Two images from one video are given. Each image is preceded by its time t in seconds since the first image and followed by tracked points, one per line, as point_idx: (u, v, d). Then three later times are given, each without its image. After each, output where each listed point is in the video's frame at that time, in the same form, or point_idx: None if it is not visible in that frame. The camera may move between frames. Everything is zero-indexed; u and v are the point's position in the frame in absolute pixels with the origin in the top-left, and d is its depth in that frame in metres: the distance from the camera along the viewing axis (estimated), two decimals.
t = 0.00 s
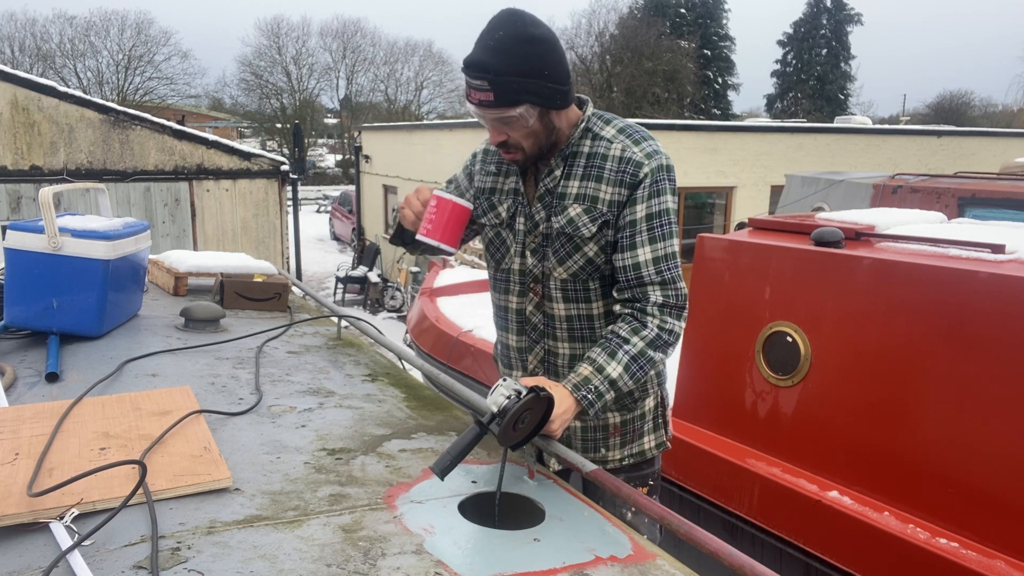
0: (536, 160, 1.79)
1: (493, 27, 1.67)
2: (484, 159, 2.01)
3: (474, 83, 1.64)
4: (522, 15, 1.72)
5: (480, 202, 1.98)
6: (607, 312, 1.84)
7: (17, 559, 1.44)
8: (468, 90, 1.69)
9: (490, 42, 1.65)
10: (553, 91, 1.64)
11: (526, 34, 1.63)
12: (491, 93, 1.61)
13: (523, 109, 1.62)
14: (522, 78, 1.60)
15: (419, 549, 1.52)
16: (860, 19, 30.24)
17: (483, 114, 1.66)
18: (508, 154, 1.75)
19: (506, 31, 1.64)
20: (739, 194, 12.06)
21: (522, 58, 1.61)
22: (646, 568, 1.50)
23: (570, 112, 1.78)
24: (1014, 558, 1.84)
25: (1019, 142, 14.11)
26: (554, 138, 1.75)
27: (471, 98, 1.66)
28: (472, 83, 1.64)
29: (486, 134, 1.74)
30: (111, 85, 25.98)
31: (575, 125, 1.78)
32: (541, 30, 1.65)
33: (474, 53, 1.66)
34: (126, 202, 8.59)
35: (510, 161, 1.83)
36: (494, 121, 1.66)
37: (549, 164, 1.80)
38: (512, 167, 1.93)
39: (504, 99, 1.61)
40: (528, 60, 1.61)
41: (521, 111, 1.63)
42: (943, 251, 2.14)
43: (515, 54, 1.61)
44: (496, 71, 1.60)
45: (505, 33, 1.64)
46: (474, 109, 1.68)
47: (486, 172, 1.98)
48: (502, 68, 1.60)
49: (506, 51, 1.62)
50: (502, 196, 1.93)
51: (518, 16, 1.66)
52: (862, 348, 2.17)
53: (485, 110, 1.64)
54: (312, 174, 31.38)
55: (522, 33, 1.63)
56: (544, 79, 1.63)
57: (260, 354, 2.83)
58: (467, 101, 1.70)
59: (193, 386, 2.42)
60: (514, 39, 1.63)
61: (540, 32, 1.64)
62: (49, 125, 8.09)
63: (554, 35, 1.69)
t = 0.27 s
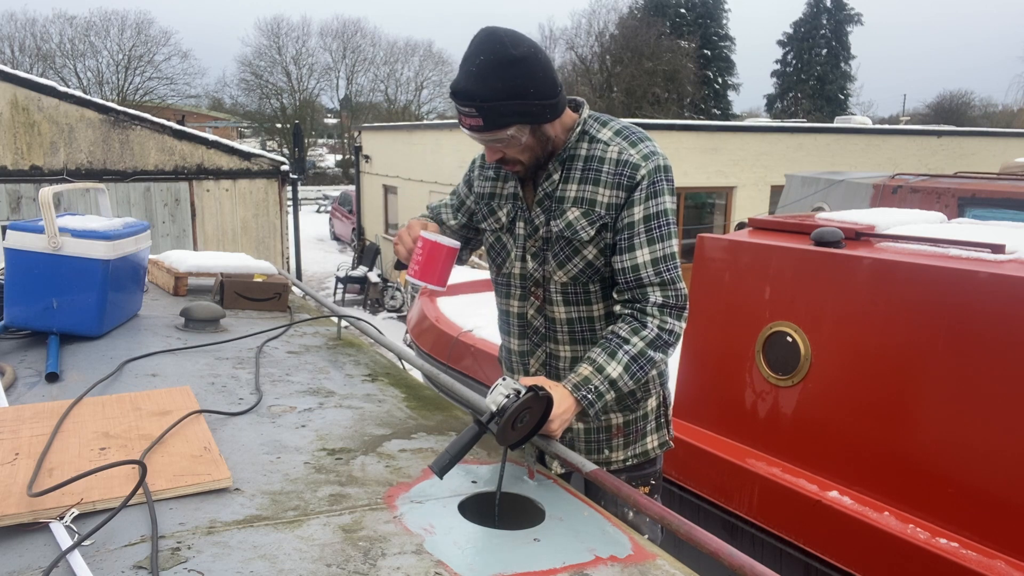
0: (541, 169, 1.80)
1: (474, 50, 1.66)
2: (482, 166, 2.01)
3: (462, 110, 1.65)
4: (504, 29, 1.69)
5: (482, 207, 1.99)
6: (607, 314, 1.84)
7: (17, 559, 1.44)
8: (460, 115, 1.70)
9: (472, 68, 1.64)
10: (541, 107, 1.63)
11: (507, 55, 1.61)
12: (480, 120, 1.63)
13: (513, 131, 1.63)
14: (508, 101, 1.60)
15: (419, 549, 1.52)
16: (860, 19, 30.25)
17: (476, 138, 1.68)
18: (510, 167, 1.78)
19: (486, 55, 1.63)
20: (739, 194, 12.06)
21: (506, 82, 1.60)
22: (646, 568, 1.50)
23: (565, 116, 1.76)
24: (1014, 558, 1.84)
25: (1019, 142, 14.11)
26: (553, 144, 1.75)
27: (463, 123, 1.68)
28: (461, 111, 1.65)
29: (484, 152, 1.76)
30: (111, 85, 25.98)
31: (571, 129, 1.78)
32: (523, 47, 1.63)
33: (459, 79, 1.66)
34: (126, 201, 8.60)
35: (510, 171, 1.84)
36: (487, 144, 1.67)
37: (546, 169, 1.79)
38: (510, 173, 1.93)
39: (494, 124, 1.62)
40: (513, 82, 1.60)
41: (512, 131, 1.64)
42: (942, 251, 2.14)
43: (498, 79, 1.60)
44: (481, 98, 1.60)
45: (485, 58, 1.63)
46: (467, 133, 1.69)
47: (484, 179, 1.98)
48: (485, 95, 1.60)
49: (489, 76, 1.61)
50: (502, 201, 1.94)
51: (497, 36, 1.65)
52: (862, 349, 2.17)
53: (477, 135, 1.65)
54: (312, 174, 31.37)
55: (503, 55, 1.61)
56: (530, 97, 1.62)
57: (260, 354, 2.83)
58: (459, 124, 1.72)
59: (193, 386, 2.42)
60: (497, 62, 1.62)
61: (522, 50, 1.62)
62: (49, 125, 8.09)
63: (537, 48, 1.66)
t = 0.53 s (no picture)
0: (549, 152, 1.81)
1: (485, 29, 1.67)
2: (488, 157, 2.01)
3: (468, 86, 1.66)
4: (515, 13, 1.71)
5: (484, 199, 1.99)
6: (604, 310, 1.84)
7: (17, 559, 1.44)
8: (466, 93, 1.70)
9: (482, 44, 1.65)
10: (547, 88, 1.64)
11: (518, 34, 1.62)
12: (485, 96, 1.63)
13: (517, 108, 1.63)
14: (515, 78, 1.61)
15: (419, 549, 1.52)
16: (860, 19, 30.26)
17: (480, 114, 1.68)
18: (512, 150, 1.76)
19: (496, 32, 1.64)
20: (739, 194, 12.06)
21: (514, 58, 1.61)
22: (646, 568, 1.50)
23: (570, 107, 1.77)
24: (1013, 558, 1.84)
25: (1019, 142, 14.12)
26: (555, 134, 1.76)
27: (468, 101, 1.68)
28: (467, 87, 1.66)
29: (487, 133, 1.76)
30: (111, 85, 25.98)
31: (576, 121, 1.79)
32: (533, 28, 1.64)
33: (468, 55, 1.67)
34: (126, 202, 8.60)
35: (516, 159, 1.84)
36: (491, 122, 1.68)
37: (551, 161, 1.80)
38: (514, 164, 1.93)
39: (497, 101, 1.62)
40: (520, 60, 1.61)
41: (515, 110, 1.64)
42: (943, 251, 2.14)
43: (506, 55, 1.61)
44: (488, 73, 1.61)
45: (495, 34, 1.64)
46: (471, 110, 1.70)
47: (489, 170, 1.98)
48: (492, 70, 1.61)
49: (498, 52, 1.62)
50: (504, 193, 1.94)
51: (508, 16, 1.66)
52: (862, 350, 2.17)
53: (482, 112, 1.66)
54: (312, 174, 31.36)
55: (514, 33, 1.62)
56: (537, 77, 1.62)
57: (260, 354, 2.83)
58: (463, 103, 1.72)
59: (193, 386, 2.42)
60: (506, 39, 1.62)
61: (531, 31, 1.63)
62: (49, 125, 8.09)
63: (547, 32, 1.68)
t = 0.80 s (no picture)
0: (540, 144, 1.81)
1: (505, 6, 1.70)
2: (494, 150, 2.01)
3: (482, 58, 1.67)
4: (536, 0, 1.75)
5: (486, 190, 1.98)
6: (602, 307, 1.83)
7: (17, 559, 1.44)
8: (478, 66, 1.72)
9: (501, 19, 1.68)
10: (559, 71, 1.66)
11: (539, 14, 1.65)
12: (497, 68, 1.64)
13: (526, 86, 1.64)
14: (529, 56, 1.63)
15: (419, 549, 1.52)
16: (860, 19, 30.27)
17: (489, 89, 1.69)
18: (516, 133, 1.75)
19: (517, 10, 1.67)
20: (739, 194, 12.06)
21: (530, 37, 1.64)
22: (646, 568, 1.50)
23: (580, 102, 1.79)
24: (1014, 558, 1.84)
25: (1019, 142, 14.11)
26: (559, 126, 1.76)
27: (479, 75, 1.69)
28: (480, 60, 1.68)
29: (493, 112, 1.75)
30: (111, 85, 25.98)
31: (584, 118, 1.80)
32: (553, 10, 1.67)
33: (486, 29, 1.70)
34: (126, 201, 8.60)
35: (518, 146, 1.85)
36: (498, 98, 1.68)
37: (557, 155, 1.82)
38: (520, 157, 1.94)
39: (508, 74, 1.63)
40: (536, 39, 1.63)
41: (524, 87, 1.65)
42: (943, 251, 2.14)
43: (524, 32, 1.64)
44: (504, 46, 1.64)
45: (516, 11, 1.66)
46: (481, 85, 1.70)
47: (493, 162, 1.99)
48: (509, 44, 1.63)
49: (516, 28, 1.64)
50: (506, 185, 1.93)
51: None
52: (862, 349, 2.17)
53: (491, 85, 1.67)
54: (312, 174, 31.36)
55: (534, 12, 1.65)
56: (550, 58, 1.64)
57: (260, 354, 2.83)
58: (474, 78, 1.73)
59: (193, 386, 2.42)
60: (525, 18, 1.65)
61: (551, 13, 1.66)
62: (49, 125, 8.09)
63: (566, 21, 1.71)
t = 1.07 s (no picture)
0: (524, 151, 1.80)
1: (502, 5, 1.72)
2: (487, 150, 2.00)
3: (474, 52, 1.69)
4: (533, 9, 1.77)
5: (481, 190, 1.97)
6: (598, 308, 1.82)
7: (17, 559, 1.44)
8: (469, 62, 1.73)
9: (497, 16, 1.69)
10: (550, 73, 1.66)
11: (535, 16, 1.67)
12: (487, 62, 1.65)
13: (514, 81, 1.64)
14: (520, 53, 1.64)
15: (419, 549, 1.52)
16: (860, 19, 30.28)
17: (477, 83, 1.69)
18: (497, 136, 1.74)
19: (513, 8, 1.69)
20: (739, 194, 12.06)
21: (523, 36, 1.65)
22: (646, 568, 1.50)
23: (571, 107, 1.79)
24: (1014, 558, 1.84)
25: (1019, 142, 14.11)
26: (543, 130, 1.76)
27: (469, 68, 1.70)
28: (472, 53, 1.69)
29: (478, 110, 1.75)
30: (111, 85, 25.98)
31: (575, 121, 1.79)
32: (549, 15, 1.68)
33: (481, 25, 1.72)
34: (126, 201, 8.60)
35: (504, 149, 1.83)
36: (485, 93, 1.68)
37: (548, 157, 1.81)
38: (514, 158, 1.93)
39: (498, 68, 1.64)
40: (528, 39, 1.65)
41: (512, 83, 1.65)
42: (942, 251, 2.14)
43: (517, 30, 1.65)
44: (496, 40, 1.65)
45: (513, 9, 1.68)
46: (470, 79, 1.71)
47: (488, 163, 1.98)
48: (501, 38, 1.65)
49: (510, 25, 1.66)
50: (502, 186, 1.93)
51: None
52: (862, 350, 2.17)
53: (480, 78, 1.67)
54: (312, 174, 31.35)
55: (530, 13, 1.67)
56: (541, 58, 1.65)
57: (260, 354, 2.83)
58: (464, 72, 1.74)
59: (193, 386, 2.42)
60: (520, 16, 1.66)
61: (548, 17, 1.68)
62: (49, 125, 8.09)
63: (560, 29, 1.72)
